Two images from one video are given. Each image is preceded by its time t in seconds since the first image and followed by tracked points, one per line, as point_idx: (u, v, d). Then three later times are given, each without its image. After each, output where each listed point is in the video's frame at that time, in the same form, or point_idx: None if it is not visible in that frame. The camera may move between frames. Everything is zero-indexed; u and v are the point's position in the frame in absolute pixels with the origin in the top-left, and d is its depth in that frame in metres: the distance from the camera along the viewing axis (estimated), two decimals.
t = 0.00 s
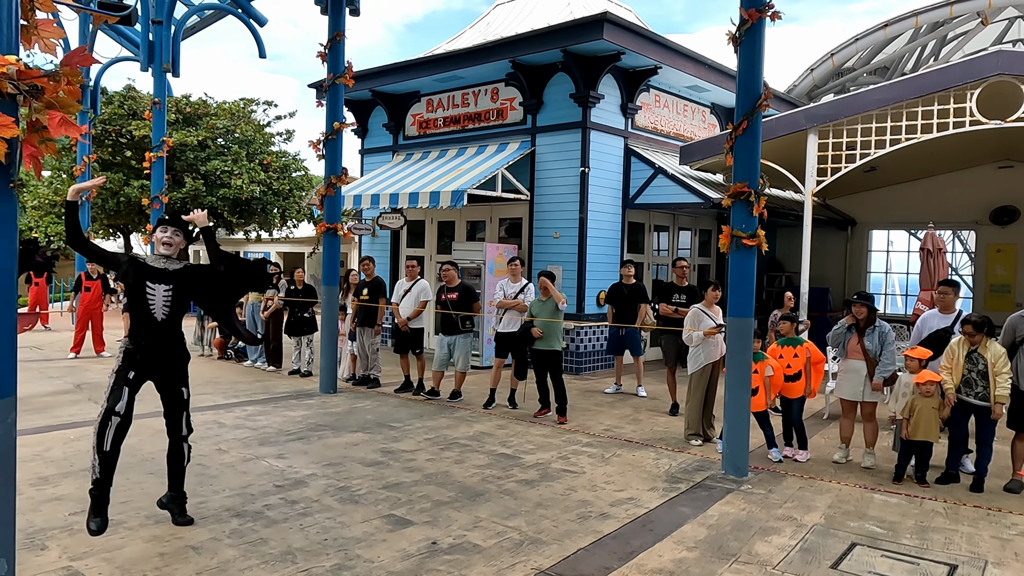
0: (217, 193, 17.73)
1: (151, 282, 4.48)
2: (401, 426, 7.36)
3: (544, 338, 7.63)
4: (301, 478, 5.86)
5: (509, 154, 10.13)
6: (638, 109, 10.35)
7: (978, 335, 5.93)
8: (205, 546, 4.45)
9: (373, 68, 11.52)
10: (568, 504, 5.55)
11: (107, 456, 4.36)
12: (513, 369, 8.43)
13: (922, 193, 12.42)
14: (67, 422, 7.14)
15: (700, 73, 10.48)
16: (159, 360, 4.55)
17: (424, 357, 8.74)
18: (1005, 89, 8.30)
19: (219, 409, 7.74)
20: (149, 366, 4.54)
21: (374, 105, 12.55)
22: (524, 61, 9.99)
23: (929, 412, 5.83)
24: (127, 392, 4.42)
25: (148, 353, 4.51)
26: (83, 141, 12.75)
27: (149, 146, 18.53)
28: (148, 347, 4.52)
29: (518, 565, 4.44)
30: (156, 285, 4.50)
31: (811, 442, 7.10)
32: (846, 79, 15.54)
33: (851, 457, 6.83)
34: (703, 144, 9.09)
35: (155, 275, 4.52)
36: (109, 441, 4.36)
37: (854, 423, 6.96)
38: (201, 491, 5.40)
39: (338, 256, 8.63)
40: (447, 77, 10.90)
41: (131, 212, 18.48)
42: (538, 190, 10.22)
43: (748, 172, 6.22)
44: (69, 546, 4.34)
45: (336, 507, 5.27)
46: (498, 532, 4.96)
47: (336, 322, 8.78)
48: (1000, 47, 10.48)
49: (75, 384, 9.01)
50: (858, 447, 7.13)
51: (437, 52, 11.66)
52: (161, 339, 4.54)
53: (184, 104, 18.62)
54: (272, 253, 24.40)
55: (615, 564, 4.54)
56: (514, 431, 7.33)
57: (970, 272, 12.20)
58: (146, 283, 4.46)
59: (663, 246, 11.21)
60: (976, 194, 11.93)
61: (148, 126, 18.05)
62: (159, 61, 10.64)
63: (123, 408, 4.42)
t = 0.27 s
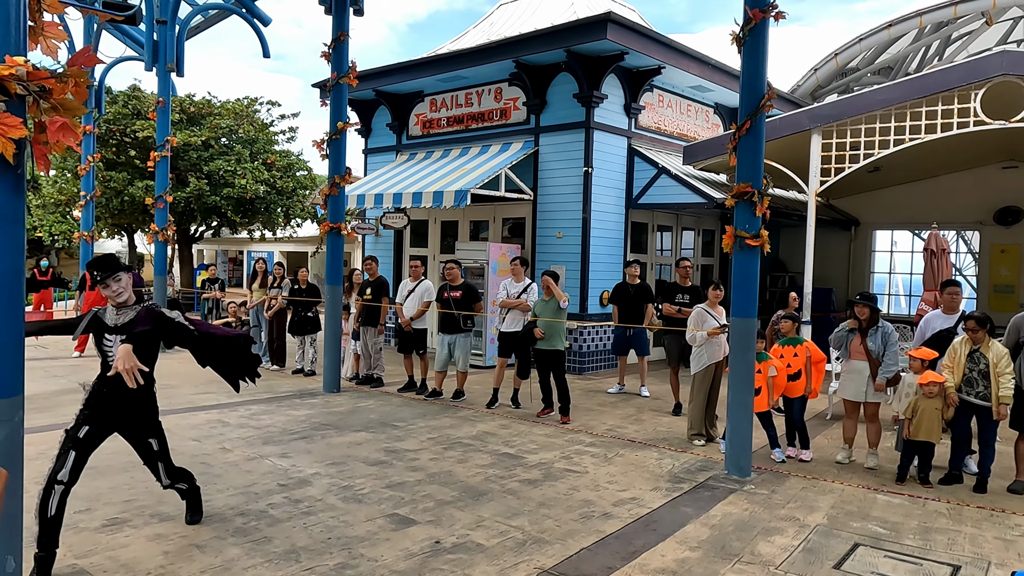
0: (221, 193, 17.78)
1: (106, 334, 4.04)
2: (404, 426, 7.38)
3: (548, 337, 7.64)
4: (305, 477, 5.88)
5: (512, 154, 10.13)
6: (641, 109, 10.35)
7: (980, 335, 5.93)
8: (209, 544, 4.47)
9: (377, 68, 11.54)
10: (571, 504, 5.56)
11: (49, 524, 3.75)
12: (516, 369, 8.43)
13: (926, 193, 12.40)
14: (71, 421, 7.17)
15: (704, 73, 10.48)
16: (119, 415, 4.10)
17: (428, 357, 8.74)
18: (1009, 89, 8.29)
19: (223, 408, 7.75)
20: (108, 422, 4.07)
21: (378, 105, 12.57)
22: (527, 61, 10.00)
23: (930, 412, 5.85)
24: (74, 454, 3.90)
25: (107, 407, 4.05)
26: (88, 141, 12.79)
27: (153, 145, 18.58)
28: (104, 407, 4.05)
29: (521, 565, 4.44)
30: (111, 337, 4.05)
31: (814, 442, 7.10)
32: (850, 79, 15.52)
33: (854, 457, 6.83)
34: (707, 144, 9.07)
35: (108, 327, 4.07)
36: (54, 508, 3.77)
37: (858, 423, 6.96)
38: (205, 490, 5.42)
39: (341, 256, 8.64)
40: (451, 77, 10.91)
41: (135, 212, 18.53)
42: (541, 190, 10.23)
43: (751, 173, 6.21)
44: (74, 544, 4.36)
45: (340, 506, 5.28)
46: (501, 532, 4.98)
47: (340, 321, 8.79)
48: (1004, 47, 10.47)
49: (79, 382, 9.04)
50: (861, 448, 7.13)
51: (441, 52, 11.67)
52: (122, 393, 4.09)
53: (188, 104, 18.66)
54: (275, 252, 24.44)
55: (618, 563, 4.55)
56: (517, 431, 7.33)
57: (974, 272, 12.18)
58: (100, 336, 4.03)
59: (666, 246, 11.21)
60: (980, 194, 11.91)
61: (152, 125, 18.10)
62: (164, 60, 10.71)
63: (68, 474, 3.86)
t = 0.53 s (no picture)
0: (223, 191, 17.79)
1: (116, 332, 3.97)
2: (407, 424, 7.39)
3: (550, 337, 7.67)
4: (307, 475, 5.89)
5: (515, 153, 10.13)
6: (643, 108, 10.34)
7: (983, 334, 5.92)
8: (212, 542, 4.48)
9: (379, 67, 11.54)
10: (573, 503, 5.57)
11: (54, 525, 3.74)
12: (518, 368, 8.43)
13: (929, 192, 12.38)
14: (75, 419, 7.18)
15: (707, 72, 10.46)
16: (118, 417, 4.07)
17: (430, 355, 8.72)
18: (1013, 89, 8.28)
19: (225, 407, 7.76)
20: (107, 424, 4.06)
21: (380, 104, 12.57)
22: (530, 59, 9.99)
23: (932, 412, 5.83)
24: (77, 455, 3.89)
25: (103, 409, 4.02)
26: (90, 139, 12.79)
27: (155, 144, 18.58)
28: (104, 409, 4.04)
29: (524, 563, 4.45)
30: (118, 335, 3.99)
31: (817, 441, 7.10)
32: (852, 79, 15.50)
33: (856, 457, 6.82)
34: (710, 143, 9.05)
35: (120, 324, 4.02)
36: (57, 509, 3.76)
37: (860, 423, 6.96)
38: (208, 488, 5.43)
39: (343, 255, 8.63)
40: (453, 76, 10.90)
41: (137, 210, 18.55)
42: (543, 189, 10.22)
43: (754, 172, 6.21)
44: (78, 542, 4.37)
45: (342, 504, 5.29)
46: (503, 530, 4.98)
47: (342, 320, 8.79)
48: (1008, 46, 10.46)
49: (82, 381, 9.04)
50: (863, 447, 7.13)
51: (443, 50, 11.66)
52: (116, 398, 4.04)
53: (190, 103, 18.65)
54: (277, 250, 24.46)
55: (621, 562, 4.56)
56: (519, 429, 7.34)
57: (976, 272, 12.16)
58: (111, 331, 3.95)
59: (668, 245, 11.20)
60: (983, 194, 11.89)
61: (155, 124, 18.10)
62: (166, 59, 10.71)
63: (72, 475, 3.86)
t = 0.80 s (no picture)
0: (225, 189, 17.77)
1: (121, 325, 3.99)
2: (408, 423, 7.38)
3: (552, 335, 7.65)
4: (309, 474, 5.88)
5: (517, 152, 10.12)
6: (645, 107, 10.33)
7: (986, 333, 5.91)
8: (214, 540, 4.47)
9: (381, 65, 11.53)
10: (575, 501, 5.56)
11: (59, 518, 3.74)
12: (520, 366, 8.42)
13: (931, 192, 12.36)
14: (77, 417, 7.17)
15: (709, 71, 10.45)
16: (126, 409, 4.07)
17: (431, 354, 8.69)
18: (1016, 87, 8.26)
19: (227, 405, 7.76)
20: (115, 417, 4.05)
21: (382, 103, 12.57)
22: (531, 58, 9.97)
23: (927, 412, 5.86)
24: (88, 449, 3.88)
25: (110, 401, 4.01)
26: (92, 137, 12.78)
27: (157, 142, 18.58)
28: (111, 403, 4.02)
29: (526, 562, 4.45)
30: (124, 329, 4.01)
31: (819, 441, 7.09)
32: (854, 78, 15.47)
33: (858, 456, 6.81)
34: (712, 142, 9.03)
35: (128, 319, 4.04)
36: (64, 502, 3.75)
37: (862, 422, 6.95)
38: (210, 486, 5.43)
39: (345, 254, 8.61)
40: (455, 74, 10.89)
41: (139, 208, 18.54)
42: (545, 188, 10.21)
43: (757, 171, 6.20)
44: (80, 540, 4.37)
45: (344, 503, 5.29)
46: (505, 529, 4.97)
47: (344, 319, 8.79)
48: (1011, 46, 10.44)
49: (84, 379, 9.03)
50: (866, 447, 7.11)
51: (444, 49, 11.65)
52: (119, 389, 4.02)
53: (192, 101, 18.63)
54: (279, 249, 24.45)
55: (623, 561, 4.55)
56: (521, 428, 7.33)
57: (978, 272, 12.15)
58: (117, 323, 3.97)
59: (670, 244, 11.19)
60: (985, 194, 11.87)
61: (156, 122, 18.10)
62: (168, 57, 10.71)
63: (81, 469, 3.84)
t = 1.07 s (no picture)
0: (224, 188, 17.73)
1: (78, 322, 3.83)
2: (407, 422, 7.36)
3: (550, 336, 7.63)
4: (307, 473, 5.86)
5: (516, 151, 10.11)
6: (645, 107, 10.32)
7: (984, 334, 5.91)
8: (212, 540, 4.45)
9: (380, 65, 11.51)
10: (575, 501, 5.55)
11: (40, 527, 3.71)
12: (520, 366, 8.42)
13: (930, 194, 12.37)
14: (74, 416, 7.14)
15: (709, 72, 10.45)
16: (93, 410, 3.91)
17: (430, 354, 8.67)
18: (1015, 89, 8.26)
19: (225, 404, 7.73)
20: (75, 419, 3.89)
21: (381, 102, 12.55)
22: (531, 58, 9.96)
23: (919, 412, 5.87)
24: (50, 457, 3.78)
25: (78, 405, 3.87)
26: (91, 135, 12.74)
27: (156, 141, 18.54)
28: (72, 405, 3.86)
29: (524, 562, 4.43)
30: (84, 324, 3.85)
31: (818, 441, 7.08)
32: (854, 79, 15.47)
33: (857, 457, 6.80)
34: (711, 143, 9.02)
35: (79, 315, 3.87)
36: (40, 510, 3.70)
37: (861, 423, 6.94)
38: (208, 485, 5.41)
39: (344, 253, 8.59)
40: (454, 74, 10.87)
41: (137, 207, 18.50)
42: (544, 188, 10.20)
43: (756, 171, 6.19)
44: (77, 539, 4.35)
45: (342, 502, 5.27)
46: (503, 529, 4.96)
47: (342, 318, 8.77)
48: (1011, 48, 10.45)
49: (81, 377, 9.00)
50: (865, 448, 7.11)
51: (444, 48, 11.63)
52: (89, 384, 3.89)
53: (191, 99, 18.59)
54: (277, 248, 24.41)
55: (622, 561, 4.54)
56: (520, 428, 7.32)
57: (977, 273, 12.16)
58: (71, 324, 3.80)
59: (669, 245, 11.19)
60: (984, 195, 11.88)
61: (155, 121, 18.07)
62: (167, 56, 10.68)
63: (48, 479, 3.76)
